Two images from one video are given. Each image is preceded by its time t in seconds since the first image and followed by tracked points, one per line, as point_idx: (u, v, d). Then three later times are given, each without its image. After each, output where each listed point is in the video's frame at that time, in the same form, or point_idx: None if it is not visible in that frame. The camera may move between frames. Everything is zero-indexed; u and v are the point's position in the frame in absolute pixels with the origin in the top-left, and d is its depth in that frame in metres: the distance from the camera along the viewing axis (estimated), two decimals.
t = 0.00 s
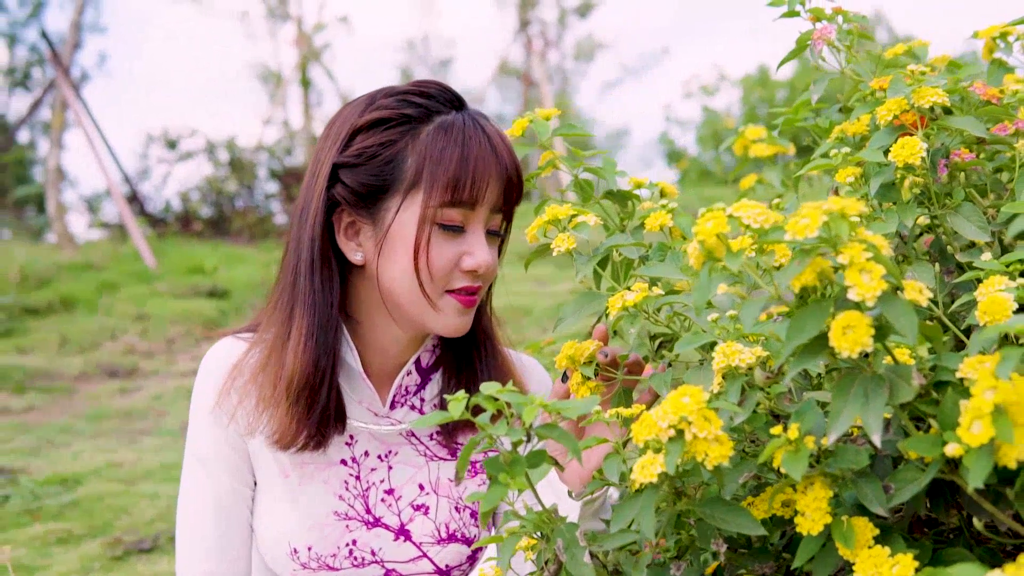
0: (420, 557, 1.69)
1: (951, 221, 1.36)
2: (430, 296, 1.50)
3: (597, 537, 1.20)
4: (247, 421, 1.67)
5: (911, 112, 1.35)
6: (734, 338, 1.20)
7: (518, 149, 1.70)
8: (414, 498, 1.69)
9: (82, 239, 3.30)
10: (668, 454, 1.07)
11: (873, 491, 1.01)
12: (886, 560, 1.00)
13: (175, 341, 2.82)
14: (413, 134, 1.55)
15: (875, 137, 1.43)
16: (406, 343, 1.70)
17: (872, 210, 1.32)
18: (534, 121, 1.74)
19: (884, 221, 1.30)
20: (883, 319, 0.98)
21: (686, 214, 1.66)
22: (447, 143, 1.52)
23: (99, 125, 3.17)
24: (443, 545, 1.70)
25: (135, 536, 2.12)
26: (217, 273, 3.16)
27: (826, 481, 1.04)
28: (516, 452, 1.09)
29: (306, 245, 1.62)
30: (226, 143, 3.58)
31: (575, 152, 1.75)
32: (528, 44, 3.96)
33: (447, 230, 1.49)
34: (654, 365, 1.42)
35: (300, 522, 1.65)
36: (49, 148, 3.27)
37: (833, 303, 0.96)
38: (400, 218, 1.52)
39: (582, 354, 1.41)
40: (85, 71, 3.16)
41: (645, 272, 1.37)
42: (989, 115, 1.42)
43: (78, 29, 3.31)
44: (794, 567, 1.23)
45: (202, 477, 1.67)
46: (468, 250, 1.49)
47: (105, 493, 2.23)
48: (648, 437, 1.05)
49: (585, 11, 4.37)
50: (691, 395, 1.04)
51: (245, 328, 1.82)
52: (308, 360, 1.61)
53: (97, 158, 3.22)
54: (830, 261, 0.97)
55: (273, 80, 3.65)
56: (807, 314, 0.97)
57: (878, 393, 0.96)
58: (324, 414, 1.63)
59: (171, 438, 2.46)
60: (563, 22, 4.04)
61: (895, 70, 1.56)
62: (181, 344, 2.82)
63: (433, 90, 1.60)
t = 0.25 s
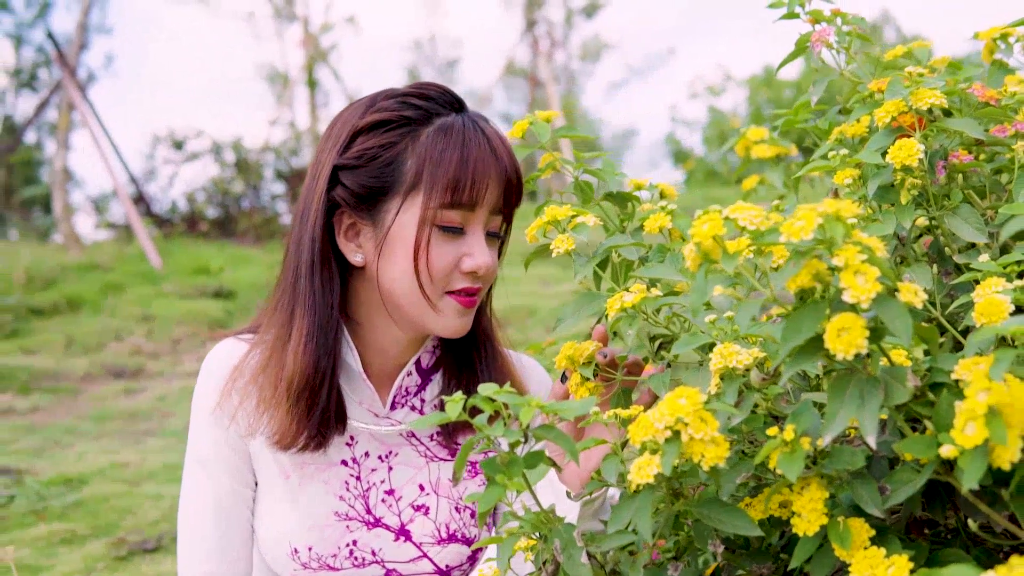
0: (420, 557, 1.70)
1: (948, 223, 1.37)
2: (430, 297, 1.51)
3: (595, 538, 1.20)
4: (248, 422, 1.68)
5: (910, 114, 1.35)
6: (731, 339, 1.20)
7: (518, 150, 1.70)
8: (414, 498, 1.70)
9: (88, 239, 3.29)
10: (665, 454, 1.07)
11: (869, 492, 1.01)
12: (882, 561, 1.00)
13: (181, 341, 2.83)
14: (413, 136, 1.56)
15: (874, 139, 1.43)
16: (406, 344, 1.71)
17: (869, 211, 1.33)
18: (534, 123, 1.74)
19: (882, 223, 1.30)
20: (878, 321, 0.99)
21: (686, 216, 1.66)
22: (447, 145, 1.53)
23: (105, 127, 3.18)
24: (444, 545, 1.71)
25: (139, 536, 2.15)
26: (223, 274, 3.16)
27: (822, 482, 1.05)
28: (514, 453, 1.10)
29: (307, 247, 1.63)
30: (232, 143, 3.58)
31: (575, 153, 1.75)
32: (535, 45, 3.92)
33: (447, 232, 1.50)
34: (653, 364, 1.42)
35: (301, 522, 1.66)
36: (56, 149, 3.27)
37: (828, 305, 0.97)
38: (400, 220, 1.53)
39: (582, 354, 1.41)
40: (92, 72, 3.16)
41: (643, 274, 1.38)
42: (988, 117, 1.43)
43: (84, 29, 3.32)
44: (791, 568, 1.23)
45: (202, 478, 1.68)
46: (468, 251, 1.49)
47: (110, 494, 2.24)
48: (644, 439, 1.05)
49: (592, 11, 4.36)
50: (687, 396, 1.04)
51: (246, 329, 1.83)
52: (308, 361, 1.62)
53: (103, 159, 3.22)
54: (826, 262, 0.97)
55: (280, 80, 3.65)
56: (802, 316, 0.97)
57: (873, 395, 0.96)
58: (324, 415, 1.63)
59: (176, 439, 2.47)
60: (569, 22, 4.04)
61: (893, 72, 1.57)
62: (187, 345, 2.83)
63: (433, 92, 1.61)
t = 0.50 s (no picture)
0: (420, 557, 1.71)
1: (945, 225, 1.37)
2: (430, 298, 1.52)
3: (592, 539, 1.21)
4: (249, 422, 1.69)
5: (907, 116, 1.36)
6: (728, 341, 1.21)
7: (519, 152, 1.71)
8: (414, 498, 1.71)
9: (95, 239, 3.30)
10: (661, 455, 1.08)
11: (864, 493, 1.02)
12: (877, 561, 1.01)
13: (187, 341, 2.85)
14: (413, 138, 1.57)
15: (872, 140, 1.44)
16: (406, 345, 1.71)
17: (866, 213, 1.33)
18: (533, 125, 1.75)
19: (879, 224, 1.31)
20: (872, 322, 0.99)
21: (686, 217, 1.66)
22: (447, 147, 1.54)
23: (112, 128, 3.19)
24: (444, 544, 1.71)
25: (143, 536, 2.15)
26: (229, 274, 3.17)
27: (817, 483, 1.05)
28: (511, 454, 1.10)
29: (307, 248, 1.64)
30: (238, 144, 3.60)
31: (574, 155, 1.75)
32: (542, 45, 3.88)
33: (446, 233, 1.51)
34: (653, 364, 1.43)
35: (301, 522, 1.67)
36: (62, 150, 3.28)
37: (823, 306, 0.97)
38: (400, 221, 1.54)
39: (581, 354, 1.42)
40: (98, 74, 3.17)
41: (642, 275, 1.38)
42: (985, 119, 1.43)
43: (90, 31, 3.33)
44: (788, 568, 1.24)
45: (203, 479, 1.69)
46: (468, 252, 1.50)
47: (115, 493, 2.25)
48: (641, 439, 1.06)
49: (599, 11, 4.37)
50: (683, 398, 1.05)
51: (247, 330, 1.84)
52: (308, 362, 1.62)
53: (110, 159, 3.24)
54: (821, 264, 0.97)
55: (287, 81, 3.66)
56: (797, 318, 0.98)
57: (868, 396, 0.96)
58: (325, 415, 1.64)
59: (181, 438, 2.48)
60: (576, 23, 4.04)
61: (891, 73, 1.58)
62: (193, 345, 2.84)
63: (433, 95, 1.62)
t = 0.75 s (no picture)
0: (421, 557, 1.71)
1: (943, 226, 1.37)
2: (430, 299, 1.52)
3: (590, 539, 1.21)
4: (250, 423, 1.69)
5: (906, 117, 1.36)
6: (726, 342, 1.21)
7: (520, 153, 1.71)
8: (415, 498, 1.71)
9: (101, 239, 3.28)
10: (658, 456, 1.08)
11: (861, 493, 1.02)
12: (873, 562, 1.01)
13: (192, 341, 2.85)
14: (413, 139, 1.57)
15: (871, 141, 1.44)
16: (406, 345, 1.72)
17: (864, 214, 1.33)
18: (534, 126, 1.75)
19: (877, 224, 1.31)
20: (868, 323, 0.99)
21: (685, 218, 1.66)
22: (447, 148, 1.54)
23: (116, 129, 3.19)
24: (445, 544, 1.72)
25: (147, 536, 2.19)
26: (233, 274, 3.17)
27: (814, 484, 1.05)
28: (509, 454, 1.11)
29: (308, 249, 1.64)
30: (244, 144, 3.60)
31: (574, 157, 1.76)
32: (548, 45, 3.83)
33: (446, 234, 1.51)
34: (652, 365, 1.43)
35: (302, 522, 1.67)
36: (67, 150, 3.28)
37: (820, 307, 0.97)
38: (400, 222, 1.54)
39: (581, 354, 1.43)
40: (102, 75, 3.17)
41: (641, 276, 1.38)
42: (984, 120, 1.43)
43: (95, 31, 3.34)
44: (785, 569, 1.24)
45: (204, 479, 1.69)
46: (468, 253, 1.50)
47: (119, 494, 2.26)
48: (638, 440, 1.06)
49: (603, 11, 4.36)
50: (681, 398, 1.05)
51: (248, 330, 1.84)
52: (309, 363, 1.63)
53: (115, 159, 3.24)
54: (818, 265, 0.98)
55: (293, 81, 3.67)
56: (793, 319, 0.98)
57: (864, 397, 0.97)
58: (326, 415, 1.65)
59: (186, 439, 2.49)
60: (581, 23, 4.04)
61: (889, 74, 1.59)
62: (198, 345, 2.85)
63: (433, 96, 1.62)
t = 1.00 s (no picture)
0: (422, 556, 1.72)
1: (942, 227, 1.38)
2: (430, 301, 1.53)
3: (588, 539, 1.21)
4: (251, 423, 1.70)
5: (904, 119, 1.37)
6: (724, 343, 1.21)
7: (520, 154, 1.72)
8: (415, 498, 1.72)
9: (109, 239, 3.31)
10: (655, 456, 1.09)
11: (856, 494, 1.03)
12: (869, 562, 1.01)
13: (198, 342, 2.86)
14: (413, 141, 1.58)
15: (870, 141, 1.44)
16: (407, 346, 1.72)
17: (862, 214, 1.34)
18: (534, 127, 1.76)
19: (875, 225, 1.31)
20: (863, 324, 1.00)
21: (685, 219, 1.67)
22: (447, 150, 1.55)
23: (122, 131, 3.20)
24: (446, 544, 1.73)
25: (151, 536, 2.18)
26: (239, 275, 3.18)
27: (810, 485, 1.06)
28: (507, 455, 1.11)
29: (309, 250, 1.65)
30: (250, 144, 3.60)
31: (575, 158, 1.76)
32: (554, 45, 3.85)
33: (447, 236, 1.52)
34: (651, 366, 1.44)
35: (302, 522, 1.68)
36: (74, 152, 3.29)
37: (816, 309, 0.98)
38: (401, 224, 1.55)
39: (580, 355, 1.43)
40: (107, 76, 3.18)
41: (640, 277, 1.39)
42: (981, 122, 1.44)
43: (102, 32, 3.35)
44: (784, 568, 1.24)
45: (205, 479, 1.70)
46: (468, 254, 1.51)
47: (124, 493, 2.27)
48: (635, 441, 1.07)
49: (610, 12, 4.37)
50: (677, 399, 1.06)
51: (250, 331, 1.85)
52: (311, 364, 1.64)
53: (121, 160, 3.25)
54: (814, 267, 0.98)
55: (300, 81, 3.67)
56: (789, 321, 0.99)
57: (859, 398, 0.97)
58: (327, 416, 1.65)
59: (191, 439, 2.50)
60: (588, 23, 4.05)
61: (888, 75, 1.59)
62: (203, 346, 2.86)
63: (433, 98, 1.63)
